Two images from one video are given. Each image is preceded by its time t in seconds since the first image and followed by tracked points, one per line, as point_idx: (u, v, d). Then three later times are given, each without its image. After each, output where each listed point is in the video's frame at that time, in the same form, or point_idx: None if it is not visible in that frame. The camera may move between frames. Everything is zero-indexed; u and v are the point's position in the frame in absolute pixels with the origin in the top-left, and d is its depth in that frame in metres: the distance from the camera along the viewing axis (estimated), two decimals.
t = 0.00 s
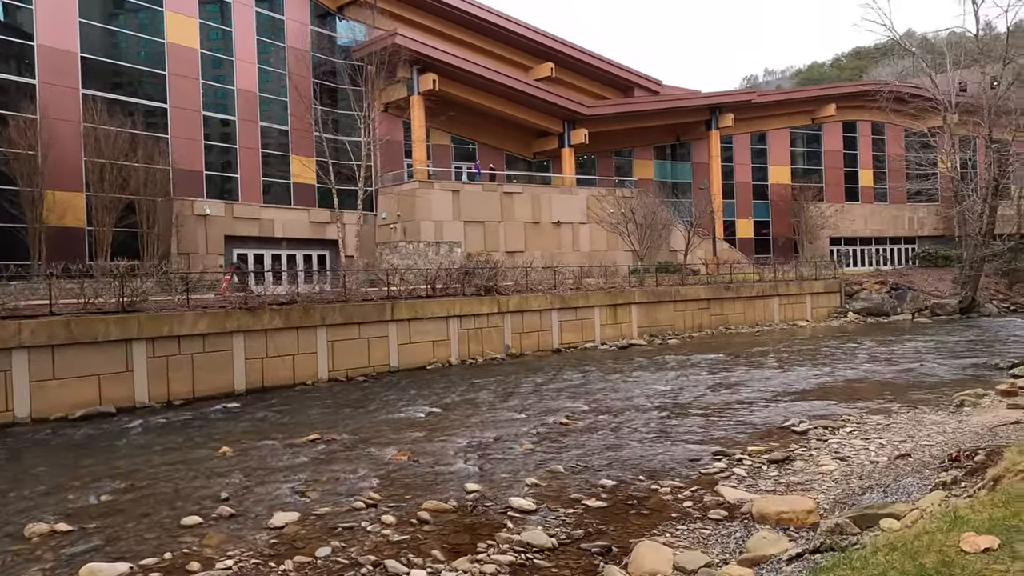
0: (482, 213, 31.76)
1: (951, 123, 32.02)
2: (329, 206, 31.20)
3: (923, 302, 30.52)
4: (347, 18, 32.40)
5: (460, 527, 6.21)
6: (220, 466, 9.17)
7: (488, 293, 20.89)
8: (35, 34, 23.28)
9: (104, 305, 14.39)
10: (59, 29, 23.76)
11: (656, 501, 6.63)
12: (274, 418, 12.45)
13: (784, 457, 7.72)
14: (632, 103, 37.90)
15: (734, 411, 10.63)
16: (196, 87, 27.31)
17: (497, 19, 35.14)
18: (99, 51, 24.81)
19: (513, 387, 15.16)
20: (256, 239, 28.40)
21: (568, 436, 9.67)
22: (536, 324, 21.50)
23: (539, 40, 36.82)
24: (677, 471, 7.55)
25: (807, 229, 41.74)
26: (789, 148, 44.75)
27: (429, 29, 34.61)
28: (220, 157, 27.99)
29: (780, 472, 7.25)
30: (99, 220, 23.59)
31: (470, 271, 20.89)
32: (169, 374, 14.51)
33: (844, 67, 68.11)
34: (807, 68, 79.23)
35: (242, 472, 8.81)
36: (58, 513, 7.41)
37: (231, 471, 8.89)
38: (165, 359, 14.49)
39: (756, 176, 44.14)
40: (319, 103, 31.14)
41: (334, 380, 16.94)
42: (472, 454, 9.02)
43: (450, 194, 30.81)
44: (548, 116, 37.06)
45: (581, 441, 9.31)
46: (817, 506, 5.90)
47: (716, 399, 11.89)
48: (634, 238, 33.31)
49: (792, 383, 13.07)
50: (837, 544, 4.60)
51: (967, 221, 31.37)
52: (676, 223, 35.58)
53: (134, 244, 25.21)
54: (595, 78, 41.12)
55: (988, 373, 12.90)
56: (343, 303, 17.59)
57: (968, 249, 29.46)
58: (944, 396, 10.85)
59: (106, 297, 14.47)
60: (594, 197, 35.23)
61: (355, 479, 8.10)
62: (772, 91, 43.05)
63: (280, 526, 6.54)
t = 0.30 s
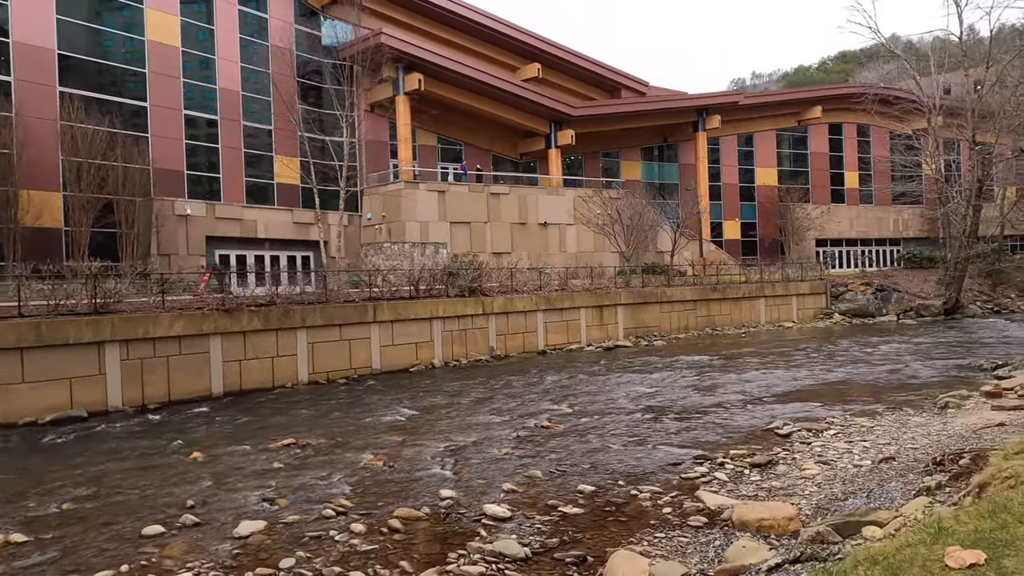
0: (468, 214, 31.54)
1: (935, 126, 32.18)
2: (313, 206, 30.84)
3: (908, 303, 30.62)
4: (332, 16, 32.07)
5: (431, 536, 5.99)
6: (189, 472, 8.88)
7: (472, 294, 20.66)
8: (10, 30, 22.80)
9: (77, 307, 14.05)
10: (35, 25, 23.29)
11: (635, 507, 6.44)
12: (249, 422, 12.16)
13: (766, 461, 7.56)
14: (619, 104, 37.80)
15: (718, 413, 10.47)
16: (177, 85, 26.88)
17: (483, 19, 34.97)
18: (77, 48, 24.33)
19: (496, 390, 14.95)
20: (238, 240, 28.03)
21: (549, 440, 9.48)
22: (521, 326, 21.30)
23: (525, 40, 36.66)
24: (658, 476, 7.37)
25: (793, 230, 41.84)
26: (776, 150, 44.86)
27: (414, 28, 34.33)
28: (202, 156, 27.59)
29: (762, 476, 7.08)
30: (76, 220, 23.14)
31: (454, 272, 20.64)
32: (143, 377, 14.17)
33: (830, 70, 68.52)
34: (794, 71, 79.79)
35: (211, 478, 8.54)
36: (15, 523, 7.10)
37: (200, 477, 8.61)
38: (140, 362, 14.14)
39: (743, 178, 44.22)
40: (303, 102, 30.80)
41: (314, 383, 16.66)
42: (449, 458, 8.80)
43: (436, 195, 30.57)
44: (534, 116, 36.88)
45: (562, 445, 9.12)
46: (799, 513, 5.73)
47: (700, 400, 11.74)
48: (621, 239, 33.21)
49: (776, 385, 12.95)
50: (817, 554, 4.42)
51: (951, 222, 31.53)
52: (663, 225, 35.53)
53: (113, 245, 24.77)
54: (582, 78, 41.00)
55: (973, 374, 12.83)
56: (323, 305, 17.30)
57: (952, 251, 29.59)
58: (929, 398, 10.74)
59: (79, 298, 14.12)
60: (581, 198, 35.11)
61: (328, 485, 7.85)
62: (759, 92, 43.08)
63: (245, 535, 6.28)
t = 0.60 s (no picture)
0: (454, 212, 31.22)
1: (922, 124, 32.19)
2: (298, 204, 30.41)
3: (895, 301, 30.59)
4: (316, 12, 31.60)
5: (397, 547, 5.71)
6: (154, 478, 8.54)
7: (457, 293, 20.36)
8: None
9: (47, 306, 13.66)
10: (10, 18, 22.69)
11: (612, 515, 6.19)
12: (223, 425, 11.82)
13: (749, 465, 7.32)
14: (607, 101, 37.61)
15: (701, 415, 10.26)
16: (157, 81, 26.37)
17: (470, 15, 34.68)
18: (53, 42, 23.73)
19: (478, 390, 14.67)
20: (220, 238, 27.59)
21: (528, 443, 9.23)
22: (506, 325, 21.03)
23: (512, 37, 36.36)
24: (637, 481, 7.13)
25: (782, 228, 41.78)
26: (764, 148, 44.81)
27: (399, 24, 33.95)
28: (183, 153, 27.10)
29: (744, 481, 6.85)
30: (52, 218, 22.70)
31: (438, 270, 20.31)
32: (116, 379, 13.79)
33: (819, 69, 68.57)
34: (783, 70, 79.95)
35: (176, 484, 8.22)
36: None
37: (165, 483, 8.29)
38: (113, 363, 13.76)
39: (731, 176, 44.13)
40: (287, 98, 30.34)
41: (294, 384, 16.32)
42: (424, 463, 8.52)
43: (422, 193, 30.23)
44: (521, 113, 36.61)
45: (540, 448, 8.87)
46: (780, 521, 5.51)
47: (684, 401, 11.52)
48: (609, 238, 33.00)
49: (761, 385, 12.74)
50: (797, 569, 4.19)
51: (938, 221, 31.53)
52: (651, 223, 35.35)
53: (91, 243, 24.26)
54: (570, 75, 40.76)
55: (960, 374, 12.68)
56: (303, 304, 16.96)
57: (939, 249, 29.60)
58: (915, 398, 10.56)
59: (48, 298, 13.73)
60: (569, 196, 34.88)
61: (296, 492, 7.56)
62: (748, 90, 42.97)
63: (203, 547, 5.98)
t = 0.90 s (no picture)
0: (438, 211, 30.94)
1: (905, 125, 32.32)
2: (279, 202, 30.01)
3: (878, 302, 30.69)
4: (298, 7, 31.13)
5: (353, 560, 5.48)
6: (112, 486, 8.24)
7: (437, 293, 20.10)
8: None
9: (12, 307, 13.31)
10: None
11: (579, 524, 6.00)
12: (191, 429, 11.52)
13: (723, 471, 7.16)
14: (592, 100, 37.48)
15: (678, 418, 10.10)
16: (134, 76, 25.84)
17: (454, 13, 34.44)
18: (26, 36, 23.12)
19: (456, 392, 14.44)
20: (199, 237, 27.16)
21: (501, 448, 9.02)
22: (487, 325, 20.82)
23: (496, 35, 36.14)
24: (608, 489, 6.94)
25: (767, 229, 41.84)
26: (750, 148, 44.85)
27: (382, 21, 33.65)
28: (161, 150, 26.59)
29: (716, 488, 6.68)
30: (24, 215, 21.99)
31: (418, 270, 20.05)
32: (84, 381, 13.41)
33: (805, 70, 68.85)
34: (769, 71, 80.25)
35: (135, 492, 7.94)
36: None
37: (123, 491, 8.00)
38: (79, 365, 13.39)
39: (717, 176, 44.16)
40: (268, 95, 29.90)
41: (269, 386, 16.00)
42: (393, 468, 8.28)
43: (405, 192, 29.94)
44: (506, 112, 36.40)
45: (513, 454, 8.67)
46: (749, 531, 5.34)
47: (662, 404, 11.36)
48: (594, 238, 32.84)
49: (741, 387, 12.61)
50: None
51: (920, 221, 31.68)
52: (637, 223, 35.25)
53: (64, 241, 23.69)
54: (556, 74, 40.59)
55: (938, 376, 12.61)
56: (279, 304, 16.63)
57: (921, 250, 29.73)
58: (894, 400, 10.46)
59: (14, 298, 13.40)
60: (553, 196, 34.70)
61: (257, 500, 7.31)
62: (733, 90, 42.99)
63: (152, 561, 5.72)
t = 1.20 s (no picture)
0: (420, 212, 30.68)
1: (884, 128, 32.53)
2: (257, 203, 29.57)
3: (859, 303, 30.85)
4: (277, 6, 30.68)
5: None
6: (65, 497, 7.91)
7: (416, 295, 19.83)
8: None
9: None
10: None
11: (545, 536, 5.79)
12: (157, 435, 11.18)
13: (696, 478, 7.00)
14: (575, 101, 37.40)
15: (654, 423, 9.93)
16: (107, 74, 25.20)
17: (435, 12, 34.20)
18: None
19: (432, 396, 14.20)
20: (175, 238, 26.69)
21: (472, 455, 8.80)
22: (467, 328, 20.60)
23: (478, 35, 35.95)
24: (578, 498, 6.76)
25: (749, 230, 41.96)
26: (732, 150, 45.00)
27: (363, 20, 33.32)
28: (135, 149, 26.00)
29: (688, 497, 6.52)
30: None
31: (397, 271, 19.79)
32: (47, 387, 12.99)
33: (787, 73, 69.30)
34: (753, 73, 80.73)
35: (89, 504, 7.61)
36: None
37: (77, 503, 7.67)
38: (43, 370, 12.96)
39: (700, 178, 44.24)
40: (246, 94, 29.41)
41: (242, 391, 15.67)
42: (360, 477, 8.04)
43: (386, 193, 29.64)
44: (488, 112, 36.21)
45: (484, 461, 8.46)
46: (719, 544, 5.18)
47: (638, 408, 11.20)
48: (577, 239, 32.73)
49: (719, 390, 12.48)
50: None
51: (899, 223, 31.90)
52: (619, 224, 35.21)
53: (31, 243, 22.92)
54: (538, 75, 40.46)
55: (916, 378, 12.56)
56: (252, 307, 16.29)
57: (900, 251, 29.94)
58: (871, 404, 10.37)
59: None
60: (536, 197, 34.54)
61: (215, 512, 7.02)
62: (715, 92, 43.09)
63: None
